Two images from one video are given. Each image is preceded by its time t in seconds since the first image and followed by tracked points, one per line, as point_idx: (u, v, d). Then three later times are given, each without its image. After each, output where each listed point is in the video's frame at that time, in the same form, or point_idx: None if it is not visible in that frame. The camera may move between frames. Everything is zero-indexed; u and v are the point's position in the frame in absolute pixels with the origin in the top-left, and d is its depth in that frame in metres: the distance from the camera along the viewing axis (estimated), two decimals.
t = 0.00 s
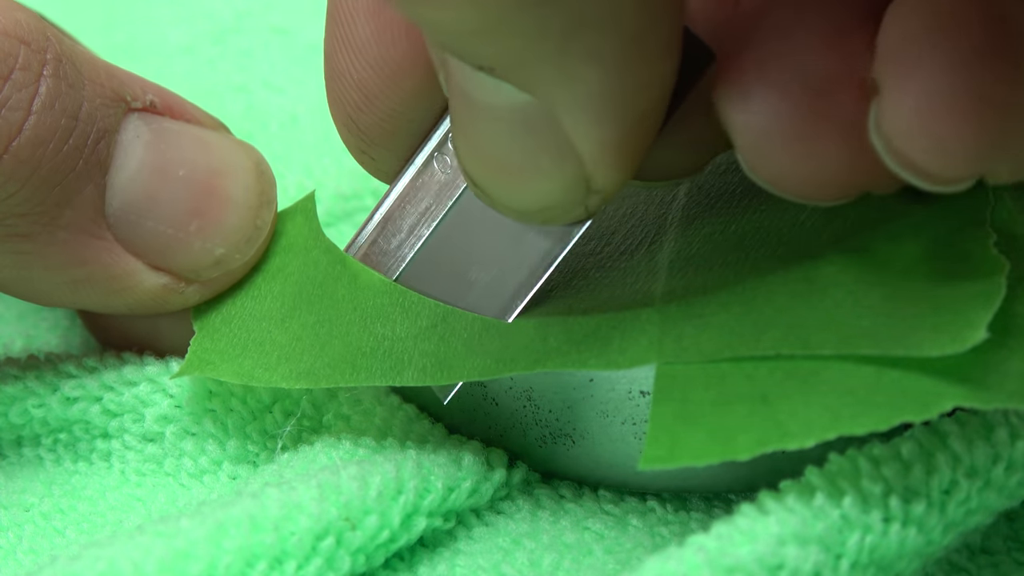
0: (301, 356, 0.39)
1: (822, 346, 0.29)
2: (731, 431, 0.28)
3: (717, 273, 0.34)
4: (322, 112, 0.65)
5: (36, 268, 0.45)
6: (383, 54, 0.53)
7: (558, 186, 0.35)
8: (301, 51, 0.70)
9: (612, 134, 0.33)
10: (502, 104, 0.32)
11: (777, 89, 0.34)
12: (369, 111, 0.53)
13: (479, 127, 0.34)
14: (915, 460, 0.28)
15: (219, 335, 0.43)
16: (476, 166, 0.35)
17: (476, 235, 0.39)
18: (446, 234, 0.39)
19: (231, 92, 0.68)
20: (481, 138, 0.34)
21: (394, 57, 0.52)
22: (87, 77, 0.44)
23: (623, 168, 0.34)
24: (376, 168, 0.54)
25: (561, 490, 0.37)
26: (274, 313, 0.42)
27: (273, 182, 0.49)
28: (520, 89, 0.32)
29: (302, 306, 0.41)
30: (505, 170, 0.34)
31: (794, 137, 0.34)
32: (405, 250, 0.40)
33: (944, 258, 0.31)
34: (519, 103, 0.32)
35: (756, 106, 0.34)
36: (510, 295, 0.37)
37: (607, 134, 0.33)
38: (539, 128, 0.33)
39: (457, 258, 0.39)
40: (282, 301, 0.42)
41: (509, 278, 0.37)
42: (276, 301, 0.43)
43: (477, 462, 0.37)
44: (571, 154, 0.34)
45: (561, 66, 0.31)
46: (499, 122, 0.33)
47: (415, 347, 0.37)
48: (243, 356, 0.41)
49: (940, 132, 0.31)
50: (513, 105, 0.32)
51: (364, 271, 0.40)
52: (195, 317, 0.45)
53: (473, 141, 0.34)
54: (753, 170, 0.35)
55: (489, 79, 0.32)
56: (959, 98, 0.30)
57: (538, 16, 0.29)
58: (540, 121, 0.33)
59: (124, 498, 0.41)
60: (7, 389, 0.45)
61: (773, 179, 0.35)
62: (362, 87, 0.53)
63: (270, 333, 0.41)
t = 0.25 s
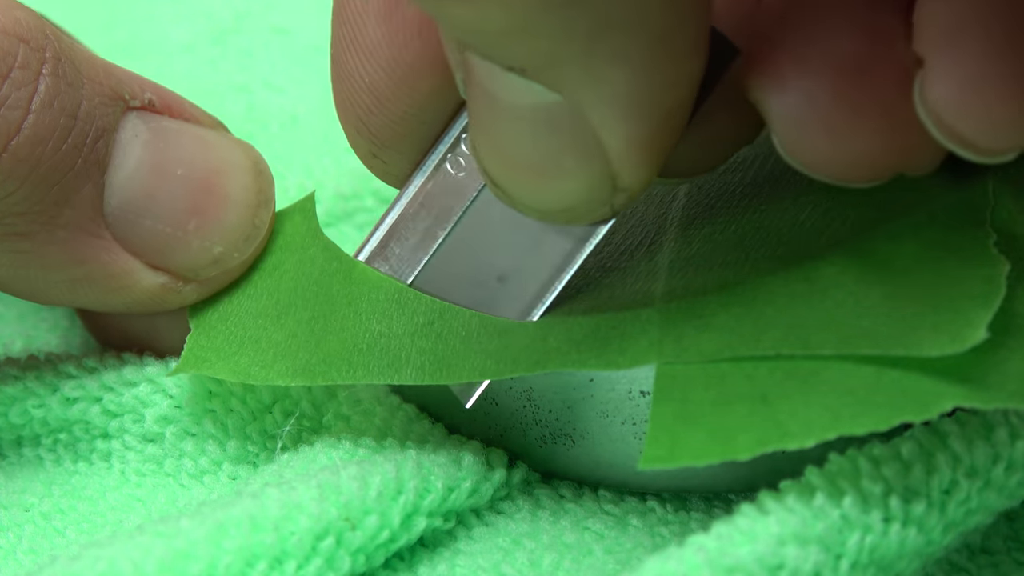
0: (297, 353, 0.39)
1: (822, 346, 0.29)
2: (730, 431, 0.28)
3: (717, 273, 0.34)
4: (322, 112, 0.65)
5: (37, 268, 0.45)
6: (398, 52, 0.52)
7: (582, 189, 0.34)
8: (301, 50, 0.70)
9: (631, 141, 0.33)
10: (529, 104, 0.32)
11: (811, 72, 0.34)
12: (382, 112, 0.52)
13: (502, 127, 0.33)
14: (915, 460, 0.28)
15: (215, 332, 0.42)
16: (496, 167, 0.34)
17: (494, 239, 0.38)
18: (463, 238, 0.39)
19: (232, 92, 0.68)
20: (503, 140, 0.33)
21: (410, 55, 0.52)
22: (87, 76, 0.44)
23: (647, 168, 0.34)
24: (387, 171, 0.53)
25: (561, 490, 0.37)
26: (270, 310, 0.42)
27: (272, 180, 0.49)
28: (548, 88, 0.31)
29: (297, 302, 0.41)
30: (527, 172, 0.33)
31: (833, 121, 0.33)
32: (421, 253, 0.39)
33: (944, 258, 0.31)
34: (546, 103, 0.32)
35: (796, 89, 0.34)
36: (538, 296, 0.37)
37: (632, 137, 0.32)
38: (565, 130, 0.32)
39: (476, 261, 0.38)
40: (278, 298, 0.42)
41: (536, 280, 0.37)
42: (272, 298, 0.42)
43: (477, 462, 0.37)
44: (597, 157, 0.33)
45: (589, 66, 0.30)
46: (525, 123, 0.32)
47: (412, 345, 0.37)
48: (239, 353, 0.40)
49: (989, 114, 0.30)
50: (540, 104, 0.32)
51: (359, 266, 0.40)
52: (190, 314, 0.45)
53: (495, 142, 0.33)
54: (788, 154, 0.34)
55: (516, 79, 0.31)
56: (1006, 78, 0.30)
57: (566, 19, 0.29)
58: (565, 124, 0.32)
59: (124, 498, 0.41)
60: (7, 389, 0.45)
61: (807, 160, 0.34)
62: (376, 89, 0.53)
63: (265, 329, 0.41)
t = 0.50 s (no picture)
0: (291, 345, 0.39)
1: (822, 346, 0.29)
2: (730, 431, 0.28)
3: (716, 274, 0.34)
4: (322, 112, 0.65)
5: (35, 267, 0.45)
6: (414, 53, 0.53)
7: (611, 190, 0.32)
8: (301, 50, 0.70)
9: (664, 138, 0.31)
10: (557, 100, 0.30)
11: (842, 65, 0.34)
12: (398, 115, 0.53)
13: (527, 126, 0.31)
14: (915, 460, 0.28)
15: (209, 324, 0.42)
16: (521, 168, 0.32)
17: (516, 241, 0.39)
18: (483, 240, 0.40)
19: (231, 92, 0.68)
20: (528, 139, 0.32)
21: (425, 56, 0.52)
22: (79, 69, 0.44)
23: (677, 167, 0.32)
24: (402, 173, 0.53)
25: (561, 490, 0.37)
26: (264, 303, 0.42)
27: (265, 175, 0.48)
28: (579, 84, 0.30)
29: (291, 295, 0.41)
30: (554, 170, 0.32)
31: (861, 114, 0.33)
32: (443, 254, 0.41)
33: (944, 258, 0.31)
34: (575, 100, 0.30)
35: (826, 82, 0.34)
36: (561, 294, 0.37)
37: (666, 134, 0.31)
38: (595, 126, 0.31)
39: (499, 263, 0.39)
40: (273, 292, 0.42)
41: (559, 279, 0.37)
42: (266, 290, 0.42)
43: (477, 462, 0.37)
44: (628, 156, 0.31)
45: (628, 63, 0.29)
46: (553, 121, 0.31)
47: (407, 338, 0.37)
48: (232, 345, 0.40)
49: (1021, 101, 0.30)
50: (569, 101, 0.30)
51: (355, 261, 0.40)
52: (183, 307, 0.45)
53: (519, 139, 0.32)
54: (817, 145, 0.34)
55: (544, 75, 0.30)
56: None
57: (604, 13, 0.28)
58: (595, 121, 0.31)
59: (125, 497, 0.41)
60: (7, 389, 0.45)
61: (835, 152, 0.34)
62: (392, 92, 0.53)
63: (259, 321, 0.41)
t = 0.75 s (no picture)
0: (289, 340, 0.38)
1: (822, 346, 0.29)
2: (731, 431, 0.28)
3: (717, 274, 0.34)
4: (322, 111, 0.65)
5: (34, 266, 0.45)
6: (432, 50, 0.52)
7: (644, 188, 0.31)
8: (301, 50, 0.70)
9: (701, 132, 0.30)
10: (592, 96, 0.29)
11: (871, 62, 0.34)
12: (417, 114, 0.52)
13: (559, 122, 0.30)
14: (915, 460, 0.28)
15: (205, 318, 0.42)
16: (549, 165, 0.31)
17: (542, 238, 0.38)
18: (508, 238, 0.40)
19: (231, 92, 0.68)
20: (558, 136, 0.30)
21: (444, 53, 0.51)
22: (74, 63, 0.43)
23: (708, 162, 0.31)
24: (421, 173, 0.53)
25: (561, 490, 0.37)
26: (260, 298, 0.41)
27: (262, 168, 0.47)
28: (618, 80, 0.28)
29: (288, 290, 0.41)
30: (584, 168, 0.30)
31: (895, 108, 0.33)
32: (466, 252, 0.40)
33: (944, 258, 0.31)
34: (611, 96, 0.29)
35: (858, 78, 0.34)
36: (589, 290, 0.36)
37: (699, 131, 0.30)
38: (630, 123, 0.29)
39: (525, 261, 0.38)
40: (269, 284, 0.41)
41: (588, 275, 0.37)
42: (262, 284, 0.42)
43: (477, 462, 0.37)
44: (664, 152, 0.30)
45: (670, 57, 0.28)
46: (587, 117, 0.29)
47: (405, 333, 0.36)
48: (230, 341, 0.40)
49: None
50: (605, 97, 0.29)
51: (353, 258, 0.40)
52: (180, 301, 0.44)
53: (547, 136, 0.30)
54: (849, 139, 0.34)
55: (581, 71, 0.28)
56: None
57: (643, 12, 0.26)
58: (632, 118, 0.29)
59: (125, 497, 0.41)
60: (7, 389, 0.45)
61: (869, 145, 0.34)
62: (410, 90, 0.52)
63: (256, 317, 0.40)
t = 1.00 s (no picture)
0: (286, 334, 0.39)
1: (822, 345, 0.29)
2: (731, 431, 0.28)
3: (716, 275, 0.34)
4: (322, 112, 0.65)
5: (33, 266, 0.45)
6: (464, 52, 0.51)
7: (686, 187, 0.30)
8: (301, 50, 0.70)
9: (745, 128, 0.29)
10: (634, 90, 0.28)
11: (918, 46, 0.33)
12: (449, 116, 0.52)
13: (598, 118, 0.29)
14: (915, 460, 0.28)
15: (204, 314, 0.42)
16: (585, 162, 0.30)
17: (578, 238, 0.38)
18: (540, 239, 0.39)
19: (232, 92, 0.68)
20: (595, 131, 0.29)
21: (477, 55, 0.51)
22: (73, 59, 0.42)
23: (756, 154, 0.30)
24: (450, 177, 0.53)
25: (561, 490, 0.37)
26: (259, 293, 0.41)
27: (261, 163, 0.47)
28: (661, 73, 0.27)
29: (287, 285, 0.41)
30: (622, 163, 0.29)
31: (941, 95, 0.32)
32: (500, 253, 0.39)
33: (944, 258, 0.31)
34: (653, 90, 0.28)
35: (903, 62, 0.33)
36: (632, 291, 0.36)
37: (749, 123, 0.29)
38: (672, 118, 0.28)
39: (561, 261, 0.38)
40: (267, 281, 0.41)
41: (631, 276, 0.36)
42: (261, 281, 0.42)
43: (477, 462, 0.37)
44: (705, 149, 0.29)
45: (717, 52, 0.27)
46: (627, 112, 0.28)
47: (401, 326, 0.36)
48: (228, 336, 0.40)
49: None
50: (647, 92, 0.28)
51: (352, 253, 0.39)
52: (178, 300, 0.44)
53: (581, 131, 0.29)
54: (895, 129, 0.33)
55: (624, 66, 0.27)
56: None
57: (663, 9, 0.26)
58: (674, 113, 0.28)
59: (125, 497, 0.41)
60: (7, 389, 0.45)
61: (913, 134, 0.33)
62: (442, 92, 0.52)
63: (254, 312, 0.40)
